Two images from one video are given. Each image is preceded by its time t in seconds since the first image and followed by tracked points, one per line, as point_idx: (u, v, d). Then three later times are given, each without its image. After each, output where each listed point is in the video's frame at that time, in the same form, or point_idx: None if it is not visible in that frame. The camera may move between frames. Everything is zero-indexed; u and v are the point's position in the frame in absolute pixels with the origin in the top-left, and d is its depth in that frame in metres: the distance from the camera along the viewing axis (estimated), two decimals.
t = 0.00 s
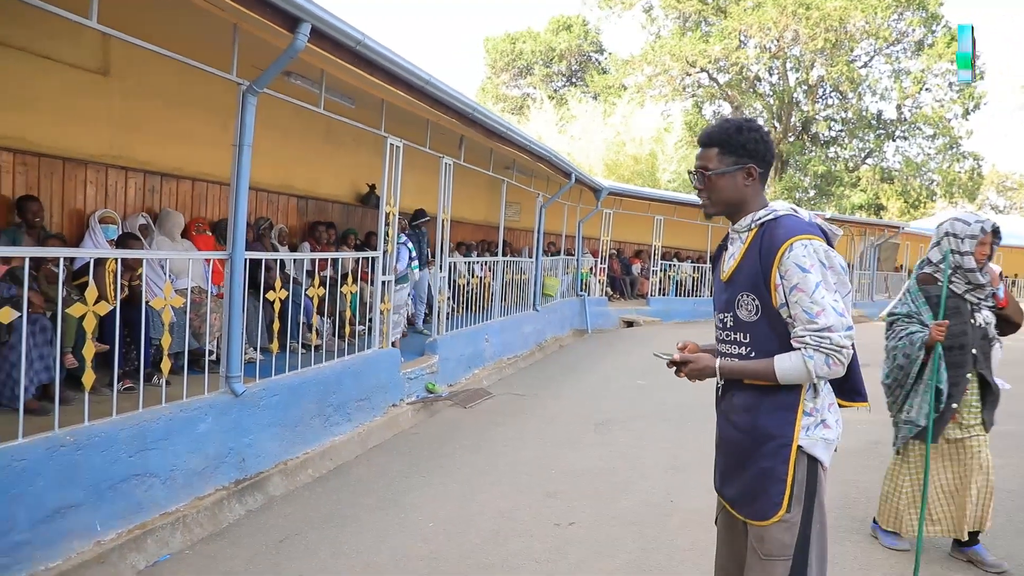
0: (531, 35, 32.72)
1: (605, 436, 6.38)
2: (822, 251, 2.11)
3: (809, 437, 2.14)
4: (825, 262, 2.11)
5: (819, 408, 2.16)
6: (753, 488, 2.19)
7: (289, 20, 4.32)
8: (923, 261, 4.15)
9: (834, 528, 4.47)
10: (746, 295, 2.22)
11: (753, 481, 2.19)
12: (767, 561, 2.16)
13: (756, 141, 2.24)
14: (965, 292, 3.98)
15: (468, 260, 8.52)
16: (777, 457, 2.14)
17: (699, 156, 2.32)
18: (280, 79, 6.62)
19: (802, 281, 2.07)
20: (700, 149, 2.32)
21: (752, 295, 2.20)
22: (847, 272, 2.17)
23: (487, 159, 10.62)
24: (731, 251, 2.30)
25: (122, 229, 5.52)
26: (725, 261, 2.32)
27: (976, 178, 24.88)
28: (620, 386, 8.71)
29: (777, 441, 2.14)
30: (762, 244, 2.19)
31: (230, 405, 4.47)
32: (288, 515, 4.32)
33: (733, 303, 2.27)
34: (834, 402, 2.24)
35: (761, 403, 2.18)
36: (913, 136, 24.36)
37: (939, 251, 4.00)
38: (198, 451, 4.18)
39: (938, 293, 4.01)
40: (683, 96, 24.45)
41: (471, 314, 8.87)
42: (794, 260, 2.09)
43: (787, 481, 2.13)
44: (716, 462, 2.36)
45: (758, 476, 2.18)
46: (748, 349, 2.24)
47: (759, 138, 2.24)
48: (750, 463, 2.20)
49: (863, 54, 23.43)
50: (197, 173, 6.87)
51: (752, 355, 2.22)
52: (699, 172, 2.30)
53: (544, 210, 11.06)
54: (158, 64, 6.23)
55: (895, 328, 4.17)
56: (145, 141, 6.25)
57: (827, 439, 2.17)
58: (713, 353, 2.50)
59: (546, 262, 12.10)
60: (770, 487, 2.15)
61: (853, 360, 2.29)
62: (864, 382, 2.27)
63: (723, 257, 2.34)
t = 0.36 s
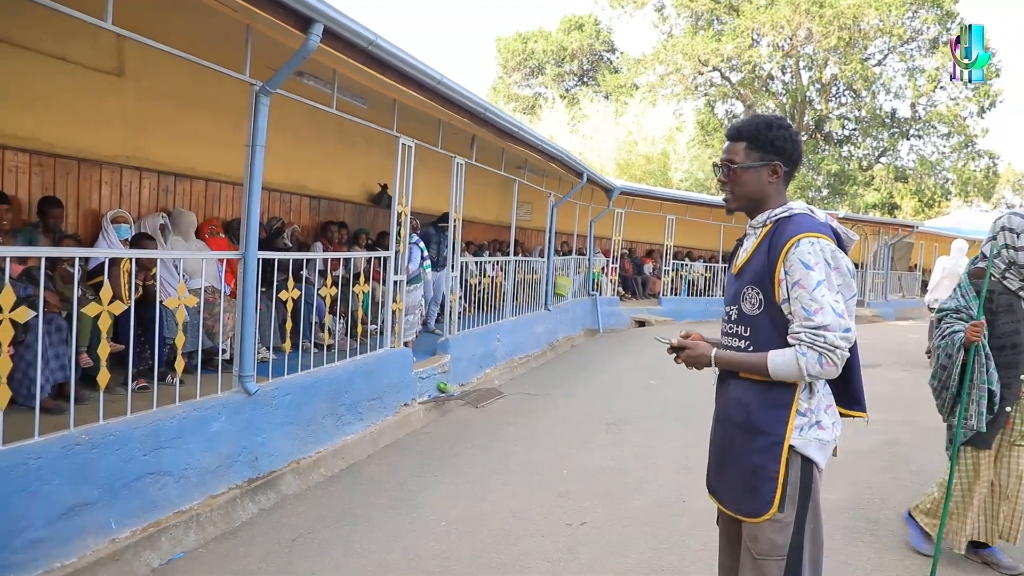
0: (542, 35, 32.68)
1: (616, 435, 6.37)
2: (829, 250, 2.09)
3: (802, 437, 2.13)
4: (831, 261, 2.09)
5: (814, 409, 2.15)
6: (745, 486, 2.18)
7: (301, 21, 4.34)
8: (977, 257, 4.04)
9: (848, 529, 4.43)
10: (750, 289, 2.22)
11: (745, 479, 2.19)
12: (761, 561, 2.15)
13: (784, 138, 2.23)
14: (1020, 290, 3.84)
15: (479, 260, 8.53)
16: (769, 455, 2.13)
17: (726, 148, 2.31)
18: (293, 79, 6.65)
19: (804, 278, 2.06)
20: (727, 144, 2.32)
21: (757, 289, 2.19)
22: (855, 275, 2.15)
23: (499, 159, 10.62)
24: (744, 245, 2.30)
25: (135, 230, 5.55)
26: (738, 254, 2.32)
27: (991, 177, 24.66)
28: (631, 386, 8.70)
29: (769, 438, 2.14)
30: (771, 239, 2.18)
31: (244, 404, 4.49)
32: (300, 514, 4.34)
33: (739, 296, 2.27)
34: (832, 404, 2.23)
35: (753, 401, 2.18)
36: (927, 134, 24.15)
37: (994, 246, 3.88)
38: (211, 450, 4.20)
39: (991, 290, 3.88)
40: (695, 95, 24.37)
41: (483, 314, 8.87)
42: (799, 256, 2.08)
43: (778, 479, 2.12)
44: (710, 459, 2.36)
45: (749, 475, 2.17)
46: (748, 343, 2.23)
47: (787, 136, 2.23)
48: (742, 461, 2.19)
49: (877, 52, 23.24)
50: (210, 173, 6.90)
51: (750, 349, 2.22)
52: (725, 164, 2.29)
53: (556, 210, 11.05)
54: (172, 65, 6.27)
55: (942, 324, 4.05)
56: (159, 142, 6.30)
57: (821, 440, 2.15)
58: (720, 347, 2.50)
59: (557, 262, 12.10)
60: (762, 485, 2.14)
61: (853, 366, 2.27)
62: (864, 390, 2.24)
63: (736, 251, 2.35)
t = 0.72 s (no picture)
0: (548, 34, 32.66)
1: (625, 435, 6.36)
2: (840, 253, 2.07)
3: (800, 436, 2.12)
4: (841, 265, 2.07)
5: (813, 408, 2.14)
6: (742, 483, 2.17)
7: (308, 22, 4.34)
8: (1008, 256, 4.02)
9: (858, 528, 4.40)
10: (756, 287, 2.20)
11: (741, 477, 2.17)
12: (760, 560, 2.15)
13: (803, 139, 2.22)
14: None
15: (486, 259, 8.53)
16: (766, 453, 2.12)
17: (743, 143, 2.30)
18: (300, 80, 6.66)
19: (813, 280, 2.03)
20: (744, 138, 2.30)
21: (763, 286, 2.17)
22: (863, 279, 2.13)
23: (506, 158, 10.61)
24: (752, 242, 2.28)
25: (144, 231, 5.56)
26: (744, 252, 2.30)
27: (1000, 174, 24.54)
28: (639, 385, 8.68)
29: (768, 437, 2.12)
30: (781, 238, 2.17)
31: (252, 404, 4.50)
32: (309, 514, 4.34)
33: (743, 293, 2.25)
34: (831, 404, 2.21)
35: (751, 400, 2.17)
36: (935, 132, 24.03)
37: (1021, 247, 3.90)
38: (219, 450, 4.21)
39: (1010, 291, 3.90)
40: (702, 94, 24.31)
41: (490, 313, 8.86)
42: (810, 258, 2.06)
43: (775, 478, 2.11)
44: (707, 456, 2.34)
45: (747, 474, 2.16)
46: (751, 341, 2.22)
47: (807, 136, 2.23)
48: (739, 459, 2.18)
49: (885, 49, 23.13)
50: (218, 175, 6.92)
51: (753, 347, 2.21)
52: (740, 158, 2.27)
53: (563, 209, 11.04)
54: (179, 67, 6.29)
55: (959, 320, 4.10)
56: (167, 143, 6.31)
57: (819, 439, 2.14)
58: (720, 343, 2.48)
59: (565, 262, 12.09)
60: (760, 483, 2.13)
61: (855, 366, 2.25)
62: (864, 393, 2.23)
63: (742, 248, 2.32)
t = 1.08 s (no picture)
0: (551, 34, 32.65)
1: (627, 434, 6.36)
2: (835, 248, 2.07)
3: (808, 435, 2.11)
4: (837, 259, 2.07)
5: (821, 406, 2.13)
6: (749, 482, 2.16)
7: (310, 21, 4.34)
8: None
9: (860, 528, 4.40)
10: (754, 288, 2.18)
11: (749, 476, 2.16)
12: (760, 559, 2.14)
13: (793, 139, 2.21)
14: None
15: (488, 259, 8.52)
16: (774, 452, 2.11)
17: (731, 143, 2.27)
18: (303, 79, 6.66)
19: (812, 277, 2.03)
20: (735, 138, 2.27)
21: (761, 288, 2.16)
22: (859, 271, 2.14)
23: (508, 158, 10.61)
24: (744, 244, 2.28)
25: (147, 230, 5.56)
26: (737, 254, 2.29)
27: (1003, 174, 24.50)
28: (641, 385, 8.69)
29: (776, 436, 2.11)
30: (774, 238, 2.16)
31: (254, 404, 4.50)
32: (310, 514, 4.34)
33: (741, 296, 2.24)
34: (836, 403, 2.21)
35: (761, 399, 2.15)
36: (938, 132, 23.99)
37: None
38: (221, 450, 4.21)
39: None
40: (704, 94, 24.29)
41: (492, 313, 8.86)
42: (806, 255, 2.05)
43: (783, 478, 2.10)
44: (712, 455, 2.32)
45: (754, 472, 2.15)
46: (754, 342, 2.20)
47: (796, 136, 2.22)
48: (747, 458, 2.16)
49: (888, 49, 23.08)
50: (221, 174, 6.93)
51: (756, 349, 2.19)
52: (732, 159, 2.24)
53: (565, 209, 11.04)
54: (182, 67, 6.30)
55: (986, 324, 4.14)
56: (169, 142, 6.32)
57: (826, 439, 2.13)
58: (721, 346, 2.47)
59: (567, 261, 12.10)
60: (766, 483, 2.12)
61: (857, 363, 2.24)
62: (869, 383, 2.23)
63: (734, 251, 2.32)
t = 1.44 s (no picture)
0: (551, 33, 32.62)
1: (626, 434, 6.36)
2: (855, 252, 2.07)
3: (814, 441, 2.10)
4: (856, 263, 2.07)
5: (825, 412, 2.12)
6: (754, 487, 2.15)
7: (310, 20, 4.33)
8: None
9: (859, 528, 4.40)
10: (765, 288, 2.17)
11: (753, 481, 2.15)
12: (761, 565, 2.14)
13: (812, 137, 2.25)
14: None
15: (488, 258, 8.51)
16: (780, 458, 2.10)
17: (757, 138, 2.22)
18: (302, 78, 6.65)
19: (832, 281, 2.02)
20: (769, 133, 2.20)
21: (773, 288, 2.15)
22: (873, 277, 2.15)
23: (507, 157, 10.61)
24: (753, 242, 2.26)
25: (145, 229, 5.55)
26: (744, 252, 2.27)
27: (1004, 174, 24.48)
28: (641, 384, 8.69)
29: (782, 441, 2.10)
30: (790, 239, 2.14)
31: (253, 403, 4.50)
32: (309, 513, 4.34)
33: (749, 294, 2.22)
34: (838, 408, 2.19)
35: (766, 404, 2.14)
36: (938, 131, 23.97)
37: None
38: (220, 449, 4.20)
39: None
40: (704, 93, 24.26)
41: (492, 312, 8.86)
42: (828, 258, 2.04)
43: (789, 484, 2.09)
44: (716, 459, 2.31)
45: (759, 477, 2.14)
46: (759, 342, 2.19)
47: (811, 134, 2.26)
48: (752, 462, 2.16)
49: (888, 49, 23.05)
50: (220, 173, 6.92)
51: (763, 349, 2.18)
52: (772, 155, 2.18)
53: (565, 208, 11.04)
54: (182, 66, 6.29)
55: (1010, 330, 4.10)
56: (168, 141, 6.31)
57: (830, 444, 2.12)
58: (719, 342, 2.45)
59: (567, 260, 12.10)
60: (771, 489, 2.11)
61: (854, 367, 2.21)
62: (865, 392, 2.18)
63: (741, 248, 2.30)
